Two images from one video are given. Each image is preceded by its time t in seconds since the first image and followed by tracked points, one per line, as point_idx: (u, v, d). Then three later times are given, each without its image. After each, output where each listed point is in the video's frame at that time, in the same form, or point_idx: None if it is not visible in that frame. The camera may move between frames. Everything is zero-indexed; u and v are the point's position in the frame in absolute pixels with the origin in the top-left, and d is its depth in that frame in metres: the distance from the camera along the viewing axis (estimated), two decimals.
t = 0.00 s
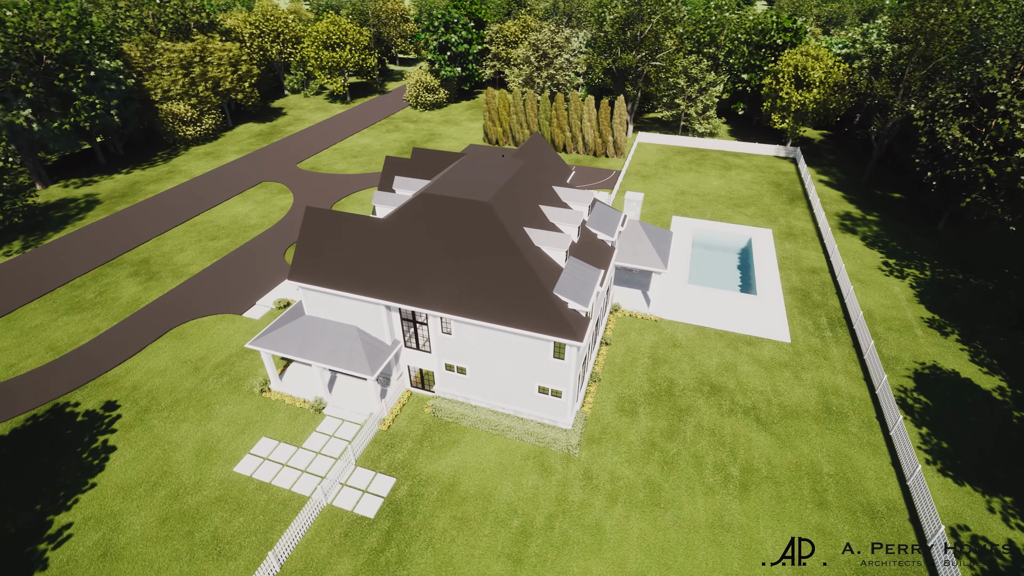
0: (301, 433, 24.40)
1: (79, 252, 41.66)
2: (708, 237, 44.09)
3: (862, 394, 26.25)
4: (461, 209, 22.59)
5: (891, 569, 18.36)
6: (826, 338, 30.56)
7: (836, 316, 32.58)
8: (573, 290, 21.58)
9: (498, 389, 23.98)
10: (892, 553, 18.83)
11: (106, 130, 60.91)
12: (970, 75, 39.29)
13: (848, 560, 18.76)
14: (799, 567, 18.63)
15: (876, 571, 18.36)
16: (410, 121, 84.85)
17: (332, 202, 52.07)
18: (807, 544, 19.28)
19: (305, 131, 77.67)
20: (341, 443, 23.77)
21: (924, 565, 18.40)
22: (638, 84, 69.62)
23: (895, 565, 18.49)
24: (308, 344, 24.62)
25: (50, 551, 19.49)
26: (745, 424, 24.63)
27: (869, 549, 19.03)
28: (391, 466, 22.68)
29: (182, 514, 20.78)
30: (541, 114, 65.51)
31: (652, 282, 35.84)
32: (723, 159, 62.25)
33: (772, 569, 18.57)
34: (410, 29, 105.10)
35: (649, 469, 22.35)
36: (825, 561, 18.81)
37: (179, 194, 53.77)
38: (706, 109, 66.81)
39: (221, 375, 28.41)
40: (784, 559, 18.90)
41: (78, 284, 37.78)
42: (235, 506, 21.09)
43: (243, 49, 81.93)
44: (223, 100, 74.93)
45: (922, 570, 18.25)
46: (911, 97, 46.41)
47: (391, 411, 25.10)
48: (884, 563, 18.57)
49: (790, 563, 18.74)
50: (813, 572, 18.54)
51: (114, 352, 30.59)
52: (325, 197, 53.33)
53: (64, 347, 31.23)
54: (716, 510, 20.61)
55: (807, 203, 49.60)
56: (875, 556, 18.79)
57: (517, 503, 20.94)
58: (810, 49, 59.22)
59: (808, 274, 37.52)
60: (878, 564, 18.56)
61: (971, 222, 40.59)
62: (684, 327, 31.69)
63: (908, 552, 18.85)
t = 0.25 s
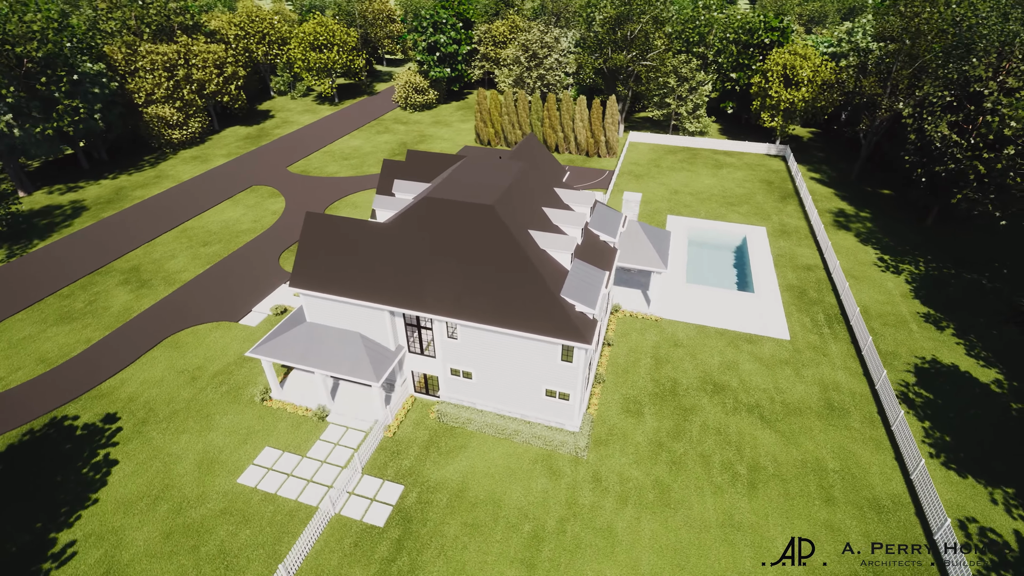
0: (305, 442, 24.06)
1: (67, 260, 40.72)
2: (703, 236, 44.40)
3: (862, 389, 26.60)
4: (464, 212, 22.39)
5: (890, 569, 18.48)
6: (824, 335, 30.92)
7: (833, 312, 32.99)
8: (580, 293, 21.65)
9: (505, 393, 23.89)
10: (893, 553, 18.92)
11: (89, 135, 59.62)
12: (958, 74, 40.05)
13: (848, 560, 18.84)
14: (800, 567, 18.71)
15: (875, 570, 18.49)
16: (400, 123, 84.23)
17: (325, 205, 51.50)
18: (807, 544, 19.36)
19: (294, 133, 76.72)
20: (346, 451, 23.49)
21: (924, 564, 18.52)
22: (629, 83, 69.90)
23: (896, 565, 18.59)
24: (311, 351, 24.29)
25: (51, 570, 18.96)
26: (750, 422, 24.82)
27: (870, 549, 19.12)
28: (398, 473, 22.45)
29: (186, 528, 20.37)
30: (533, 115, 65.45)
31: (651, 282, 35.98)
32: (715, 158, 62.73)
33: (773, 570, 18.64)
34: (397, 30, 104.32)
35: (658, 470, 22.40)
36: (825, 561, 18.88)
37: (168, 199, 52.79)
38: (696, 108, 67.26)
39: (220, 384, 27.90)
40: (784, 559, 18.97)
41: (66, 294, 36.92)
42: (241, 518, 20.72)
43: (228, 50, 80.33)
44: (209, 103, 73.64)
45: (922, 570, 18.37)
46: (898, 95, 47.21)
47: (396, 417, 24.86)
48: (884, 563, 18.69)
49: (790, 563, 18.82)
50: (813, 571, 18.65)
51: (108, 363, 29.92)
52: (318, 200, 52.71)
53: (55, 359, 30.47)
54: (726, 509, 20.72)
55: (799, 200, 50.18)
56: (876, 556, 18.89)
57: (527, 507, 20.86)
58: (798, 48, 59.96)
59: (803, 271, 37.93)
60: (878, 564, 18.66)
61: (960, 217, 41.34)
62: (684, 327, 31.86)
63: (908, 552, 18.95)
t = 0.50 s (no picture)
0: (309, 450, 23.76)
1: (55, 268, 39.80)
2: (699, 235, 44.65)
3: (863, 386, 26.90)
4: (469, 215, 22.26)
5: (889, 570, 18.60)
6: (822, 332, 31.25)
7: (830, 310, 33.35)
8: (587, 294, 21.71)
9: (511, 397, 23.81)
10: (892, 554, 19.03)
11: (75, 139, 58.37)
12: (946, 72, 40.76)
13: (848, 560, 18.93)
14: (799, 567, 18.81)
15: (874, 571, 18.60)
16: (391, 124, 83.66)
17: (319, 209, 51.01)
18: (807, 544, 19.44)
19: (284, 135, 75.85)
20: (352, 458, 23.24)
21: (923, 564, 18.65)
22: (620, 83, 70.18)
23: (895, 565, 18.70)
24: (314, 358, 23.99)
25: None
26: (754, 421, 24.98)
27: (869, 549, 19.22)
28: (406, 479, 22.26)
29: (190, 541, 20.01)
30: (526, 115, 65.39)
31: (649, 281, 36.08)
32: (707, 157, 63.13)
33: (775, 570, 18.75)
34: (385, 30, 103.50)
35: (665, 470, 22.46)
36: (825, 561, 18.98)
37: (158, 204, 51.90)
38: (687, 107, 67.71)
39: (220, 392, 27.49)
40: (784, 559, 19.06)
41: (55, 302, 36.15)
42: (247, 529, 20.40)
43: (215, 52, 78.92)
44: (198, 105, 72.52)
45: (921, 570, 18.50)
46: (888, 93, 47.91)
47: (401, 422, 24.66)
48: (884, 564, 18.80)
49: (790, 564, 18.91)
50: (813, 571, 18.74)
51: (102, 372, 29.31)
52: (311, 203, 52.17)
53: (47, 369, 29.79)
54: (734, 507, 20.84)
55: (792, 198, 50.67)
56: (875, 556, 19.00)
57: (536, 511, 20.80)
58: (787, 47, 60.58)
59: (799, 268, 38.30)
60: (878, 564, 18.77)
61: (950, 213, 42.06)
62: (685, 326, 31.99)
63: (908, 552, 19.06)
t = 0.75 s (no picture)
0: (315, 459, 23.45)
1: (43, 277, 38.86)
2: (694, 234, 44.93)
3: (863, 382, 27.26)
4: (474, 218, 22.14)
5: (889, 570, 18.69)
6: (821, 329, 31.63)
7: (827, 306, 33.76)
8: (594, 297, 21.80)
9: (518, 400, 23.75)
10: (892, 554, 19.12)
11: (58, 144, 56.99)
12: (933, 70, 41.40)
13: (849, 560, 19.01)
14: (800, 567, 18.90)
15: (874, 571, 18.68)
16: (381, 125, 83.00)
17: (312, 212, 50.45)
18: (807, 544, 19.54)
19: (273, 138, 74.84)
20: (358, 467, 22.98)
21: (922, 563, 18.77)
22: (611, 82, 70.57)
23: (895, 565, 18.80)
24: (317, 365, 23.68)
25: None
26: (758, 419, 25.18)
27: (869, 549, 19.30)
28: (414, 486, 22.06)
29: (196, 556, 19.62)
30: (518, 116, 65.31)
31: (649, 281, 36.20)
32: (699, 156, 63.55)
33: (774, 569, 18.84)
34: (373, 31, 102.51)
35: (674, 470, 22.55)
36: (825, 560, 19.09)
37: (147, 210, 50.91)
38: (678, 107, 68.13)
39: (220, 401, 27.04)
40: (784, 558, 19.18)
41: (44, 312, 35.30)
42: (255, 541, 20.07)
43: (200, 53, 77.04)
44: (184, 108, 71.22)
45: (920, 570, 18.62)
46: (876, 91, 48.62)
47: (407, 429, 24.44)
48: (884, 564, 18.88)
49: (790, 564, 19.01)
50: (814, 571, 18.85)
51: (97, 384, 28.66)
52: (304, 207, 51.55)
53: (39, 382, 29.06)
54: (744, 506, 20.98)
55: (784, 196, 51.23)
56: (875, 556, 19.08)
57: (547, 514, 20.75)
58: (776, 46, 61.20)
59: (795, 266, 38.73)
60: (877, 564, 18.85)
61: (939, 210, 42.85)
62: (685, 325, 32.17)
63: (908, 552, 19.16)
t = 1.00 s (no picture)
0: (321, 466, 23.19)
1: (33, 286, 38.05)
2: (690, 233, 45.16)
3: (863, 378, 27.58)
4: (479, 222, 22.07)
5: (889, 569, 18.77)
6: (819, 326, 31.96)
7: (824, 303, 34.12)
8: (601, 300, 21.95)
9: (525, 403, 23.71)
10: (892, 553, 19.21)
11: (43, 149, 55.82)
12: (923, 68, 41.99)
13: (849, 560, 19.09)
14: (799, 567, 18.99)
15: (874, 571, 18.75)
16: (372, 127, 82.39)
17: (307, 215, 49.94)
18: (806, 544, 19.63)
19: (263, 140, 73.92)
20: (365, 474, 22.78)
21: (922, 563, 18.86)
22: (603, 82, 70.68)
23: (895, 565, 18.90)
24: (321, 372, 23.39)
25: None
26: (762, 417, 25.36)
27: (869, 549, 19.39)
28: (423, 492, 21.91)
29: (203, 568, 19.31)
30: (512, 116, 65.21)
31: (648, 281, 36.30)
32: (692, 155, 63.91)
33: (773, 570, 18.91)
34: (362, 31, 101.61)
35: (681, 470, 22.65)
36: (825, 560, 19.15)
37: (137, 215, 50.04)
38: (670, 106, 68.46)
39: (220, 410, 26.65)
40: (784, 559, 19.24)
41: (35, 321, 34.58)
42: (263, 551, 19.81)
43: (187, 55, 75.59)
44: (172, 111, 70.07)
45: (920, 570, 18.70)
46: (867, 90, 49.24)
47: (412, 434, 24.26)
48: (884, 563, 18.97)
49: (790, 563, 19.09)
50: (814, 571, 18.91)
51: (94, 394, 28.11)
52: (298, 210, 50.97)
53: (33, 393, 28.43)
54: (752, 504, 21.11)
55: (777, 194, 51.71)
56: (875, 556, 19.18)
57: (558, 517, 20.73)
58: (766, 46, 61.71)
59: (791, 264, 39.10)
60: (877, 564, 18.94)
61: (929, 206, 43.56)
62: (686, 325, 32.31)
63: (908, 552, 19.25)
